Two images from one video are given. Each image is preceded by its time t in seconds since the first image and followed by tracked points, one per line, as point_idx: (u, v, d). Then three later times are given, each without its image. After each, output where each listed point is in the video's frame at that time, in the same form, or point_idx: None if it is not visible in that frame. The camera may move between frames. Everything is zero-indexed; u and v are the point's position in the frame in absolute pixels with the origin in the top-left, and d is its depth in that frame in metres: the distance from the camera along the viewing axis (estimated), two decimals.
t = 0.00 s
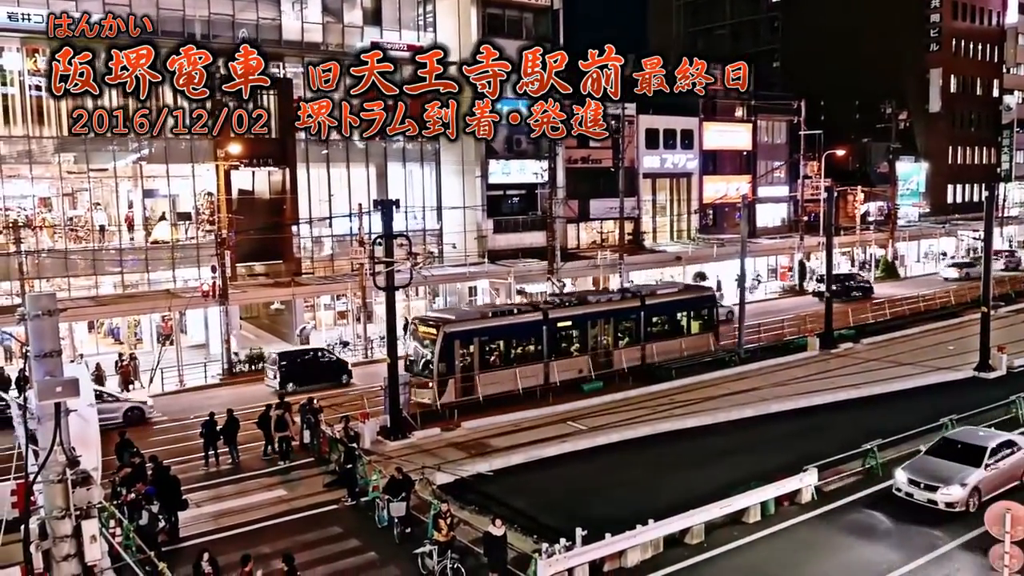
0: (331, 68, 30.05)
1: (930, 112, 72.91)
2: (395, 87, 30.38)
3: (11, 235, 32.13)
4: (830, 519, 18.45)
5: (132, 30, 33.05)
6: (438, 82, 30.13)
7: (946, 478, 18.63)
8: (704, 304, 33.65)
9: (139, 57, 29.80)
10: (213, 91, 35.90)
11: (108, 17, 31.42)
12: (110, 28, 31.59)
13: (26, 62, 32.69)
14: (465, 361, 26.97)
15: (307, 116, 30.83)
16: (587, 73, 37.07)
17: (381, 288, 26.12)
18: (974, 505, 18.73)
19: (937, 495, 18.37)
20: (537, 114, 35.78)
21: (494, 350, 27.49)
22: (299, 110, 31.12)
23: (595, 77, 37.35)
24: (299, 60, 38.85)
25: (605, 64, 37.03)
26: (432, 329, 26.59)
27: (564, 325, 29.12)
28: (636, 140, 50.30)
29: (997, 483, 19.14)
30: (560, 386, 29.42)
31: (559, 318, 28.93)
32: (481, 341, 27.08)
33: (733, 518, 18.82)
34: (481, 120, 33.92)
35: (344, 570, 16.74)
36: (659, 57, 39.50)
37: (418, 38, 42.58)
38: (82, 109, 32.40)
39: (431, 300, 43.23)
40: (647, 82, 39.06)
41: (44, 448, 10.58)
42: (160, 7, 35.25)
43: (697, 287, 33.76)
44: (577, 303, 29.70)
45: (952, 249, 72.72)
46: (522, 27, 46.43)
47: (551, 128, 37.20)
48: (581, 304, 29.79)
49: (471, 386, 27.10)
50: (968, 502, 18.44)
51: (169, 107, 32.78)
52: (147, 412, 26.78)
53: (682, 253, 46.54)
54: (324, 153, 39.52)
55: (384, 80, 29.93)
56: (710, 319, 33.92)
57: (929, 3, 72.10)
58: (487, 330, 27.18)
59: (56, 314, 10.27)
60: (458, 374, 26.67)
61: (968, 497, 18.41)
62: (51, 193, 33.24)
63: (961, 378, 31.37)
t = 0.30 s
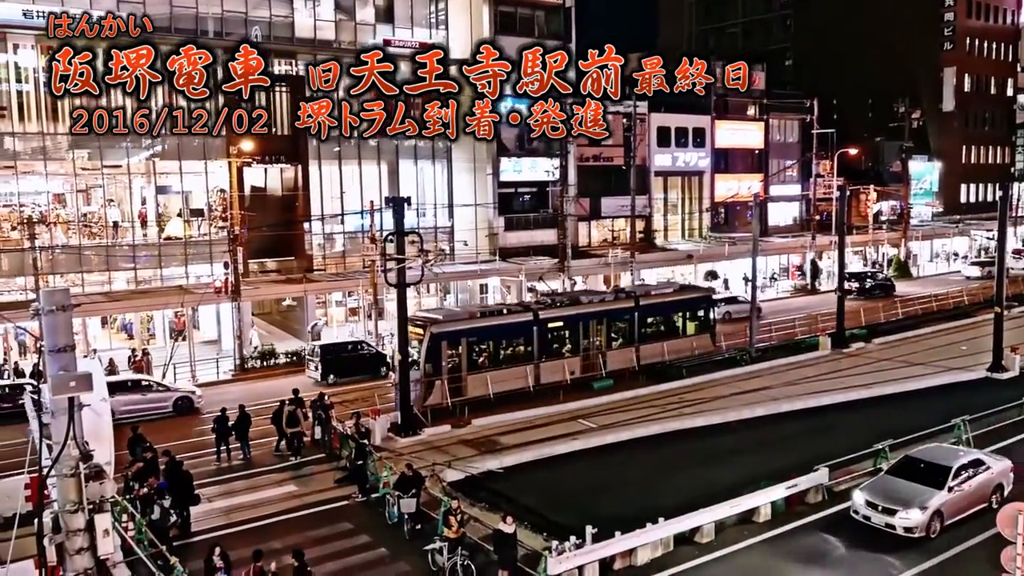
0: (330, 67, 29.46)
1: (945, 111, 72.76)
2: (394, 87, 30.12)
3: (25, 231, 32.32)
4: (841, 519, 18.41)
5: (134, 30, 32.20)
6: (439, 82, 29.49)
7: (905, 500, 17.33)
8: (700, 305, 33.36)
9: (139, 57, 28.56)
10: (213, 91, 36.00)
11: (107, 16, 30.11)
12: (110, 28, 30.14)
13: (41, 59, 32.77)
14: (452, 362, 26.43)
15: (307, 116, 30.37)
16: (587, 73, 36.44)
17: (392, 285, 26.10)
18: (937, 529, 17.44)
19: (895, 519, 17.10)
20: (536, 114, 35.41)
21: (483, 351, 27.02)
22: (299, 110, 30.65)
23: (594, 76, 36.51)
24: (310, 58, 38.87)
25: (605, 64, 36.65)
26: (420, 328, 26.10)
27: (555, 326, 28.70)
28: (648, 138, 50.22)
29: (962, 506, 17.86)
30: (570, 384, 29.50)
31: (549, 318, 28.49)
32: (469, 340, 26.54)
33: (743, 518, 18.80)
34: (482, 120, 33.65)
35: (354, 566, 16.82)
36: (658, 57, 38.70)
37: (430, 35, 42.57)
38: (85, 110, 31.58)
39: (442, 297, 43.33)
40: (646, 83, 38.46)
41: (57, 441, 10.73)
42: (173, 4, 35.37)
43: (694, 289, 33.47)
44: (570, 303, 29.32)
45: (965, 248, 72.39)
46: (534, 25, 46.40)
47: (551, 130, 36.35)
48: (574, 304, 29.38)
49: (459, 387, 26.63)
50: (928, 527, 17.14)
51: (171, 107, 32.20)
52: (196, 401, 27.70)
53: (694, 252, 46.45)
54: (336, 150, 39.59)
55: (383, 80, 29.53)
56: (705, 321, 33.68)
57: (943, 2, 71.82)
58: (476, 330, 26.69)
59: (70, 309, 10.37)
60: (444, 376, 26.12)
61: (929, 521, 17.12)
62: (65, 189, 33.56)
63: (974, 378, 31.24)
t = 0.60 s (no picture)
0: (331, 67, 28.36)
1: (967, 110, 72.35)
2: (395, 87, 29.55)
3: (49, 226, 32.72)
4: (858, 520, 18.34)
5: (133, 31, 32.24)
6: (438, 81, 29.11)
7: (868, 526, 16.26)
8: (704, 306, 33.00)
9: (139, 57, 28.29)
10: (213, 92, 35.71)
11: (108, 16, 30.39)
12: (109, 29, 30.43)
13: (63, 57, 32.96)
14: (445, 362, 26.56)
15: (307, 116, 29.53)
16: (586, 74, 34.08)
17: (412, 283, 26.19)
18: (903, 558, 16.31)
19: (855, 546, 16.04)
20: (535, 114, 34.13)
21: (477, 352, 27.14)
22: (299, 110, 29.78)
23: (595, 76, 34.57)
24: (331, 54, 39.02)
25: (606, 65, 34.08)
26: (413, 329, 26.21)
27: (553, 327, 28.66)
28: (667, 137, 50.07)
29: (931, 531, 16.73)
30: (587, 382, 29.64)
31: (545, 320, 28.45)
32: (462, 342, 26.73)
33: (761, 518, 18.76)
34: (481, 121, 32.79)
35: (371, 561, 16.93)
36: (659, 56, 36.91)
37: (450, 33, 42.65)
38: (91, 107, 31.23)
39: (461, 294, 43.43)
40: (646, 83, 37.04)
41: (79, 434, 10.89)
42: (195, 2, 35.63)
43: (698, 289, 33.16)
44: (568, 304, 29.25)
45: (988, 249, 71.71)
46: (554, 23, 46.38)
47: (551, 129, 35.60)
48: (573, 307, 29.28)
49: (454, 388, 26.76)
50: (892, 555, 16.02)
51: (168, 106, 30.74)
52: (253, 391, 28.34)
53: (713, 251, 46.26)
54: (356, 147, 39.59)
55: (383, 80, 28.92)
56: (709, 323, 33.35)
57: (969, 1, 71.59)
58: (467, 332, 26.80)
59: (93, 303, 10.48)
60: (436, 378, 26.27)
61: (893, 548, 16.01)
62: (88, 184, 33.78)
63: (996, 380, 30.95)
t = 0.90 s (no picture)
0: (330, 67, 28.66)
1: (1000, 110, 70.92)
2: (394, 87, 29.62)
3: (80, 221, 33.19)
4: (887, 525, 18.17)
5: (131, 29, 32.09)
6: (437, 81, 29.57)
7: (827, 555, 14.81)
8: (713, 310, 32.20)
9: (139, 57, 28.64)
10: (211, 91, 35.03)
11: (108, 17, 30.81)
12: (111, 29, 30.86)
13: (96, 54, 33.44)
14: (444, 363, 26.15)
15: (307, 116, 29.54)
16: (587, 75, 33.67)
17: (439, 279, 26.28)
18: None
19: None
20: (536, 114, 33.94)
21: (478, 354, 26.43)
22: (299, 110, 29.92)
23: (596, 76, 34.06)
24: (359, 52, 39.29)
25: (606, 64, 33.45)
26: (410, 330, 25.77)
27: (556, 329, 27.93)
28: (695, 136, 49.77)
29: (899, 562, 15.23)
30: (612, 381, 29.59)
31: (549, 321, 27.77)
32: (463, 343, 26.14)
33: (786, 520, 18.63)
34: (481, 121, 33.06)
35: (395, 556, 16.99)
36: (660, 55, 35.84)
37: (477, 31, 42.69)
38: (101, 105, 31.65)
39: (486, 292, 43.52)
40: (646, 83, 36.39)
41: (108, 426, 11.04)
42: None
43: (709, 291, 32.28)
44: (571, 305, 28.51)
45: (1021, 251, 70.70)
46: (581, 21, 46.31)
47: (553, 130, 35.87)
48: (575, 308, 28.50)
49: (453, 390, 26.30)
50: None
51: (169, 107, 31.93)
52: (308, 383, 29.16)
53: (739, 251, 45.96)
54: (382, 144, 39.62)
55: (385, 80, 29.00)
56: (719, 325, 32.50)
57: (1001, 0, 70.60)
58: (467, 334, 26.16)
59: (123, 298, 10.60)
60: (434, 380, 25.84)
61: None
62: (119, 179, 34.14)
63: None
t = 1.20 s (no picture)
0: (331, 67, 29.37)
1: None
2: (395, 87, 29.98)
3: (116, 215, 33.66)
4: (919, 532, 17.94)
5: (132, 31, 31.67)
6: (438, 80, 29.96)
7: None
8: (726, 312, 31.31)
9: (140, 57, 28.94)
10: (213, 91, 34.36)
11: (107, 17, 30.47)
12: (111, 29, 30.56)
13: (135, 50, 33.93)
14: (449, 363, 26.14)
15: (307, 116, 30.08)
16: (586, 74, 34.40)
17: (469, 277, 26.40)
18: None
19: None
20: (536, 114, 34.81)
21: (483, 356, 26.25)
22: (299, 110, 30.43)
23: (596, 76, 34.65)
24: (392, 51, 39.51)
25: (605, 64, 33.98)
26: (414, 328, 25.74)
27: (563, 330, 27.49)
28: (727, 136, 49.49)
29: None
30: (642, 382, 29.51)
31: (556, 322, 27.30)
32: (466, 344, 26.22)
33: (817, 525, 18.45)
34: (481, 121, 33.86)
35: (422, 553, 17.05)
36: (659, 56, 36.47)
37: (510, 29, 42.76)
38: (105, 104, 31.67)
39: (516, 290, 43.53)
40: (647, 85, 36.67)
41: (141, 419, 11.14)
42: None
43: (721, 293, 31.43)
44: (580, 306, 27.94)
45: None
46: (613, 20, 46.10)
47: (552, 130, 36.36)
48: (582, 310, 27.88)
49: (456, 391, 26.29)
50: None
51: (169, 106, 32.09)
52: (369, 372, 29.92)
53: (771, 252, 45.63)
54: (414, 142, 39.73)
55: (385, 80, 29.51)
56: (733, 328, 31.60)
57: None
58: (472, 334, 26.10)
59: (157, 292, 10.76)
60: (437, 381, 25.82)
61: None
62: (154, 175, 34.54)
63: None
